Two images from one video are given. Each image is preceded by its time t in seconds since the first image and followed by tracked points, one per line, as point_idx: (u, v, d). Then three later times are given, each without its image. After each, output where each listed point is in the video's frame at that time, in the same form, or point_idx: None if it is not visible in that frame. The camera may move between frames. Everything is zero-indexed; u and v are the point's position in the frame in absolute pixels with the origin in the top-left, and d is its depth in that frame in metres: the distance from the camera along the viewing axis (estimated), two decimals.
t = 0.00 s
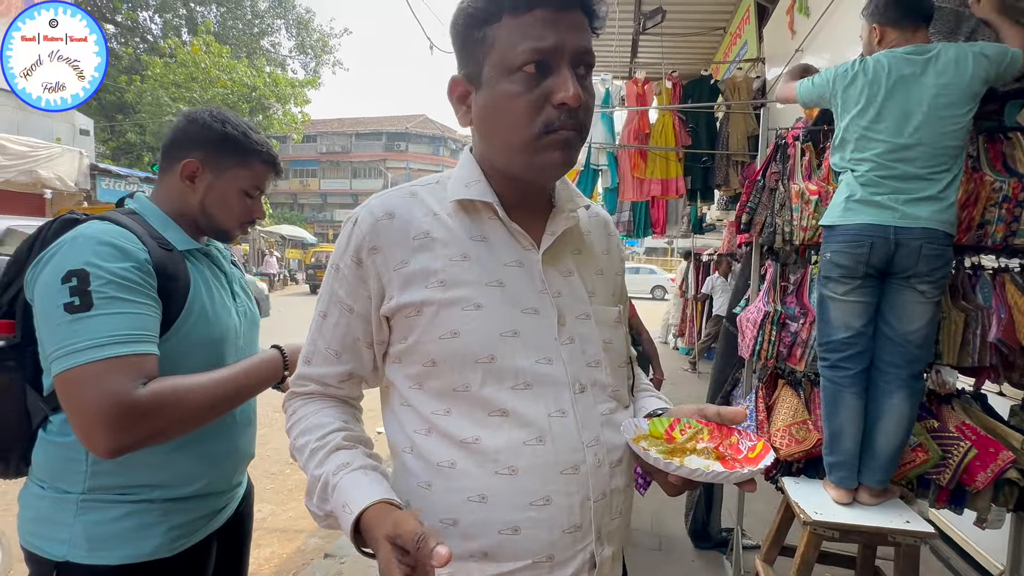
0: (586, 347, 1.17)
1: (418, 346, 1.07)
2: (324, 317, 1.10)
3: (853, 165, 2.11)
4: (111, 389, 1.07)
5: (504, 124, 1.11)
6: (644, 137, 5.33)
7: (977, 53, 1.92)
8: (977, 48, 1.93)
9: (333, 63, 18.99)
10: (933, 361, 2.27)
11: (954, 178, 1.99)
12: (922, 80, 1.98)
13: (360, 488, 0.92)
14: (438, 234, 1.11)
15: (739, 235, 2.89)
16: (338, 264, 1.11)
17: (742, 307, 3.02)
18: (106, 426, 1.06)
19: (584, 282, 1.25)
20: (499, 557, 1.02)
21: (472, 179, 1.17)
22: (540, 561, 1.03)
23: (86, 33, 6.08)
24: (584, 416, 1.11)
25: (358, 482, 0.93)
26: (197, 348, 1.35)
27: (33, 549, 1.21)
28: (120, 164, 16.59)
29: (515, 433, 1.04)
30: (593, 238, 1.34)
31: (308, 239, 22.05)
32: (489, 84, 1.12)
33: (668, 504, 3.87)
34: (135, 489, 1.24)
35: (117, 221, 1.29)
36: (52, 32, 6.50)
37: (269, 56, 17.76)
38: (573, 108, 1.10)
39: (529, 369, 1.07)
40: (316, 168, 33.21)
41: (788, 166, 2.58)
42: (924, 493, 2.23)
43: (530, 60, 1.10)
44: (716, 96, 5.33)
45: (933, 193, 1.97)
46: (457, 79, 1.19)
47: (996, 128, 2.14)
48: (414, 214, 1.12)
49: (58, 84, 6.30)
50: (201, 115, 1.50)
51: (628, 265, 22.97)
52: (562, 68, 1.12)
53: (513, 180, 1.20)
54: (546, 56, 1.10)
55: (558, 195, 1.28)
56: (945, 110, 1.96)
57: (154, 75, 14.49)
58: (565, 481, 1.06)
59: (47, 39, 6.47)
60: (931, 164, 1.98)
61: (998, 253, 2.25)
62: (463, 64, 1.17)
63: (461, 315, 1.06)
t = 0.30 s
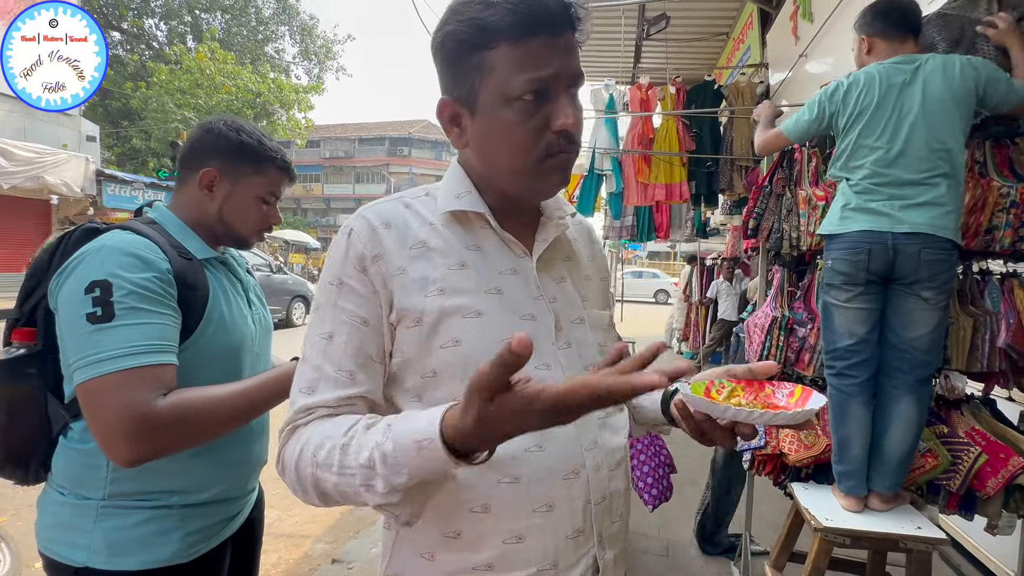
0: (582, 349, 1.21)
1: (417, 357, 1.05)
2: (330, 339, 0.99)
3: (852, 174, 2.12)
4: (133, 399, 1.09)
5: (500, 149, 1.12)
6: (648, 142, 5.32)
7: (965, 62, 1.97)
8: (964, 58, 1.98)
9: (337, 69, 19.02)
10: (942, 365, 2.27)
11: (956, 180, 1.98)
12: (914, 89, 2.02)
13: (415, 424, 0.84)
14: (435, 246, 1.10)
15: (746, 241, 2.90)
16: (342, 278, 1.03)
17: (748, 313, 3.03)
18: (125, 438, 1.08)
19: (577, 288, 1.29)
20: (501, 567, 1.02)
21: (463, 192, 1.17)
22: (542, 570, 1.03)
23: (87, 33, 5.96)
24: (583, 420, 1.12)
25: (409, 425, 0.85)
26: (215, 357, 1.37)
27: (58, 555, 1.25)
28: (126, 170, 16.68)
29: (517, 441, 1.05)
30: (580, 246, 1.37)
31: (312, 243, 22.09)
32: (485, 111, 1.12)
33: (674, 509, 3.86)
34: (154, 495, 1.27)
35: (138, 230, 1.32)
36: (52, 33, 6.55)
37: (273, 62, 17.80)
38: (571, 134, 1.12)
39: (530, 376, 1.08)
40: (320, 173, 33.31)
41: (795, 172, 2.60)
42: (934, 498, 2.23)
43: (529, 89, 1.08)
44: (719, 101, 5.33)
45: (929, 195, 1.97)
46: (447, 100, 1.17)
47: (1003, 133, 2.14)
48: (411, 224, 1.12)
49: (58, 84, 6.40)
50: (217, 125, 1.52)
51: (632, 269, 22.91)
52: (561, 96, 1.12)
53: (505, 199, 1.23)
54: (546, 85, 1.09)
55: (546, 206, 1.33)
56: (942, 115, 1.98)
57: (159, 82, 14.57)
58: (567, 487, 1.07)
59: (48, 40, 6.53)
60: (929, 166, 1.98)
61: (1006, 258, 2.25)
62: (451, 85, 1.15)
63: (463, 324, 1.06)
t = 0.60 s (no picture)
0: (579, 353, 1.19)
1: (418, 364, 1.06)
2: (344, 347, 0.98)
3: (840, 183, 2.17)
4: (150, 401, 1.11)
5: (505, 140, 1.12)
6: (651, 147, 5.35)
7: (944, 67, 1.98)
8: (943, 63, 2.00)
9: (341, 75, 19.08)
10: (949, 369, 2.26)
11: (946, 180, 1.96)
12: (893, 97, 2.06)
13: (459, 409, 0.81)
14: (432, 252, 1.11)
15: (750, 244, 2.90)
16: (348, 285, 1.02)
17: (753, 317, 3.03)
18: (140, 441, 1.09)
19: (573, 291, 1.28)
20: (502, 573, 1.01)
21: (457, 198, 1.17)
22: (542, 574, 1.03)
23: (86, 33, 6.03)
24: (580, 423, 1.13)
25: (454, 411, 0.82)
26: (226, 362, 1.38)
27: (66, 560, 1.26)
28: (132, 176, 16.79)
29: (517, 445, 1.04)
30: (570, 251, 1.37)
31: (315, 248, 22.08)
32: (489, 98, 1.12)
33: (678, 514, 3.83)
34: (162, 500, 1.28)
35: (151, 236, 1.33)
36: (53, 33, 6.56)
37: (278, 68, 17.87)
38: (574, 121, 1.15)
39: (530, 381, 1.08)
40: (324, 178, 33.42)
41: (799, 176, 2.61)
42: (943, 504, 2.20)
43: (534, 75, 1.11)
44: (722, 105, 5.35)
45: (916, 198, 1.97)
46: (446, 94, 1.16)
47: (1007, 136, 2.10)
48: (406, 231, 1.12)
49: (56, 84, 6.62)
50: (228, 134, 1.56)
51: (635, 273, 22.81)
52: (563, 86, 1.15)
53: (505, 196, 1.22)
54: (549, 72, 1.12)
55: (538, 209, 1.33)
56: (924, 119, 1.99)
57: (165, 89, 14.69)
58: (567, 491, 1.07)
59: (47, 38, 6.59)
60: (914, 169, 1.98)
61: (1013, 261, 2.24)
62: (451, 79, 1.16)
63: (464, 332, 1.07)
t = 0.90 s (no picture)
0: (579, 360, 1.20)
1: (419, 373, 1.07)
2: (319, 359, 1.04)
3: (836, 188, 2.22)
4: (164, 402, 1.13)
5: (504, 134, 1.12)
6: (653, 151, 5.36)
7: (947, 70, 1.92)
8: (947, 65, 1.92)
9: (345, 82, 19.09)
10: (953, 374, 2.25)
11: (933, 188, 1.90)
12: (889, 102, 2.05)
13: (410, 535, 0.90)
14: (431, 260, 1.12)
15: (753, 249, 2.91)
16: (333, 298, 1.06)
17: (757, 320, 3.03)
18: (154, 443, 1.12)
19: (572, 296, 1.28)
20: None
21: (459, 205, 1.18)
22: None
23: (86, 32, 5.70)
24: (581, 431, 1.13)
25: (407, 529, 0.91)
26: (234, 368, 1.39)
27: (71, 566, 1.27)
28: (138, 183, 16.92)
29: (518, 453, 1.05)
30: (571, 256, 1.37)
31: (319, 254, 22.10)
32: (485, 93, 1.14)
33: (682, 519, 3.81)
34: (167, 505, 1.29)
35: (165, 242, 1.35)
36: (52, 31, 6.19)
37: (283, 76, 17.91)
38: (569, 114, 1.16)
39: (530, 389, 1.09)
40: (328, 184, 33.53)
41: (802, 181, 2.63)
42: (950, 510, 2.20)
43: (531, 69, 1.13)
44: (724, 109, 5.36)
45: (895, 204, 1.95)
46: (445, 98, 1.18)
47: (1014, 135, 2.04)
48: (402, 242, 1.13)
49: (55, 82, 6.07)
50: (240, 144, 1.57)
51: (639, 277, 22.72)
52: (557, 81, 1.17)
53: (506, 198, 1.22)
54: (543, 67, 1.14)
55: (540, 215, 1.33)
56: (915, 124, 1.96)
57: (171, 96, 14.81)
58: (568, 496, 1.08)
59: (47, 38, 6.15)
60: (898, 175, 1.97)
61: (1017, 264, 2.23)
62: (448, 83, 1.18)
63: (463, 341, 1.07)
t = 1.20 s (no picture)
0: (576, 366, 1.19)
1: (415, 378, 1.08)
2: (317, 362, 1.09)
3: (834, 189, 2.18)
4: (195, 399, 1.17)
5: (496, 145, 1.13)
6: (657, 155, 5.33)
7: (970, 89, 1.88)
8: (975, 87, 1.87)
9: (351, 89, 19.17)
10: (961, 379, 2.21)
11: (931, 206, 1.90)
12: (905, 113, 2.01)
13: (389, 531, 0.94)
14: (427, 268, 1.13)
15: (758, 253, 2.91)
16: (332, 305, 1.11)
17: (762, 324, 3.02)
18: (192, 440, 1.16)
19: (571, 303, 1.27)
20: None
21: (456, 213, 1.18)
22: None
23: (87, 34, 5.86)
24: (575, 437, 1.12)
25: (387, 524, 0.95)
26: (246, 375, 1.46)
27: (73, 570, 1.28)
28: (146, 190, 17.08)
29: (510, 458, 1.05)
30: (573, 262, 1.36)
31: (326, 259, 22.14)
32: (479, 107, 1.16)
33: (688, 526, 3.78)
34: (170, 509, 1.31)
35: (185, 250, 1.44)
36: (52, 32, 6.64)
37: (288, 83, 18.02)
38: (561, 123, 1.16)
39: (523, 395, 1.08)
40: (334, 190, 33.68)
41: (807, 185, 2.63)
42: (959, 516, 2.17)
43: (521, 81, 1.14)
44: (728, 114, 5.36)
45: (891, 215, 1.93)
46: (442, 109, 1.21)
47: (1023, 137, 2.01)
48: (400, 251, 1.14)
49: (57, 83, 6.57)
50: (265, 165, 1.69)
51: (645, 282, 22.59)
52: (549, 91, 1.17)
53: (503, 206, 1.22)
54: (534, 78, 1.15)
55: (540, 221, 1.32)
56: (926, 137, 1.92)
57: (179, 104, 14.97)
58: (560, 501, 1.07)
59: (47, 39, 6.60)
60: (900, 185, 1.94)
61: None
62: (443, 95, 1.21)
63: (455, 346, 1.07)
